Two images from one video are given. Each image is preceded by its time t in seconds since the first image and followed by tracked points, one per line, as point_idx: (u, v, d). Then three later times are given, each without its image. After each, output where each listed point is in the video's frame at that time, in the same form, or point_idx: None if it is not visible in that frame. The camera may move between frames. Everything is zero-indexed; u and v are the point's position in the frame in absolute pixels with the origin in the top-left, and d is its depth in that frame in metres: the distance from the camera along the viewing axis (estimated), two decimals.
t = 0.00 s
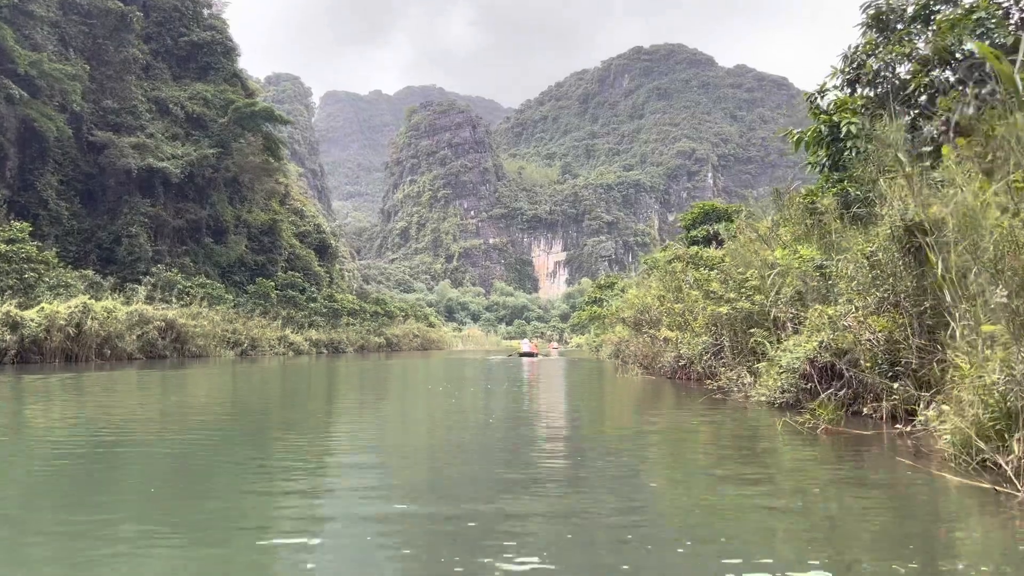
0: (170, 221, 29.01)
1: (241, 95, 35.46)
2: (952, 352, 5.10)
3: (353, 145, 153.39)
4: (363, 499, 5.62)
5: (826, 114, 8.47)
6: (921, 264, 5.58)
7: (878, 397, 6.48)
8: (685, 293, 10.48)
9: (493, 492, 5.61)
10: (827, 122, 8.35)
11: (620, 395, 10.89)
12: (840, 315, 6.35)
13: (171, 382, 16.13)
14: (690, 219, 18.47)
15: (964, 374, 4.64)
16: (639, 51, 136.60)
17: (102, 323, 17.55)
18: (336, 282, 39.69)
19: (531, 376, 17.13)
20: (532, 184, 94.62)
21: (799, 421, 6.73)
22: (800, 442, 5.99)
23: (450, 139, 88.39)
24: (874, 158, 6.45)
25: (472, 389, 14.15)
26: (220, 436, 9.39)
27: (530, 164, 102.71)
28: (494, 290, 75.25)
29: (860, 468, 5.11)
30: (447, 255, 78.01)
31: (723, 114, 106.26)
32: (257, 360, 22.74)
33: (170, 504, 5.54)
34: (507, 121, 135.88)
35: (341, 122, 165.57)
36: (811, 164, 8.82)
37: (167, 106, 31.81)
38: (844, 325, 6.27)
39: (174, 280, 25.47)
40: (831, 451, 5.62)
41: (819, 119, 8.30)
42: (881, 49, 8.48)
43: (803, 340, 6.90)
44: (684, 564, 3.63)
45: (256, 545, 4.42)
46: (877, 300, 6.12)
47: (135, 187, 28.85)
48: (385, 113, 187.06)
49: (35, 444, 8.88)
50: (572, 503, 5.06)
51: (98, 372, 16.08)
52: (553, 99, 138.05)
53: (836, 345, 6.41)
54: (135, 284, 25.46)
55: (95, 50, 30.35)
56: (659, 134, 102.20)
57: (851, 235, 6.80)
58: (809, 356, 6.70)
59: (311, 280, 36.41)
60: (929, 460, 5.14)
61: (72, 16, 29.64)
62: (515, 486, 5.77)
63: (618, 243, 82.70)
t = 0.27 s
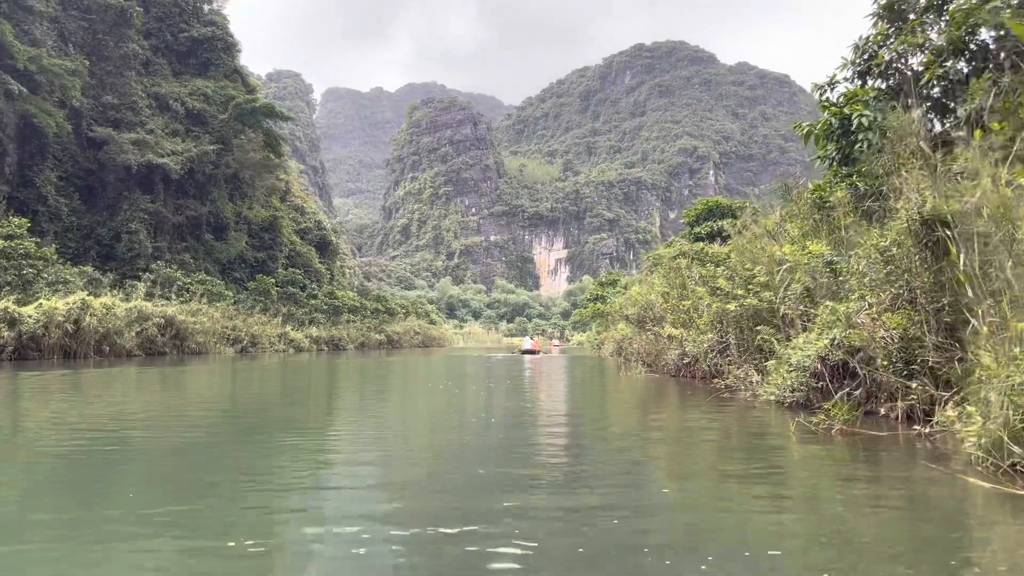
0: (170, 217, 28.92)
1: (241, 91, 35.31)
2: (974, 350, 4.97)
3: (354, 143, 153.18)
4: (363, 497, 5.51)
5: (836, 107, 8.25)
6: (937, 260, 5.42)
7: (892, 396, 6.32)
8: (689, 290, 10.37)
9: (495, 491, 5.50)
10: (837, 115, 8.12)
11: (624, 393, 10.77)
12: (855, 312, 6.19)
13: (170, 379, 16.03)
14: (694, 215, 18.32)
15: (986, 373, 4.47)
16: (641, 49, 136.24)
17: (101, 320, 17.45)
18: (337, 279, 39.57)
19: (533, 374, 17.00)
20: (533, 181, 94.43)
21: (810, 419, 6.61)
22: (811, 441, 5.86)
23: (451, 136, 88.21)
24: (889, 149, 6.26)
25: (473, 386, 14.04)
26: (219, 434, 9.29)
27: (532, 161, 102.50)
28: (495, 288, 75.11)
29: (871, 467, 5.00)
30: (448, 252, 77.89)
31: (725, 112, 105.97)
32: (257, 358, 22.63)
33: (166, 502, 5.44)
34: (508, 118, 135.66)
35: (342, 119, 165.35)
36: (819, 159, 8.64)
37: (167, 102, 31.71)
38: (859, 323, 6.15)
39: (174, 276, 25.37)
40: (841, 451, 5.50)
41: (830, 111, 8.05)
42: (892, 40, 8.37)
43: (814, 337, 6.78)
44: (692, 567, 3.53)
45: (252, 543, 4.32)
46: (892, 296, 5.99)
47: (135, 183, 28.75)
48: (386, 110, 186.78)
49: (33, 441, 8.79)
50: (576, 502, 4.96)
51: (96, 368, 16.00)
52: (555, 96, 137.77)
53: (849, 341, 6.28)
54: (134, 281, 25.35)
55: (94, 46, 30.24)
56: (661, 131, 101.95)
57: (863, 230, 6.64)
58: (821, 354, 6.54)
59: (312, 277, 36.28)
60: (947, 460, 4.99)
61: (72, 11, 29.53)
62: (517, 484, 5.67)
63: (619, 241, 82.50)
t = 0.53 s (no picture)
0: (170, 214, 28.82)
1: (241, 87, 35.17)
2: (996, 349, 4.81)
3: (355, 140, 152.93)
4: (363, 494, 5.43)
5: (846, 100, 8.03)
6: (954, 257, 5.34)
7: (907, 396, 6.22)
8: (694, 287, 10.27)
9: (498, 488, 5.41)
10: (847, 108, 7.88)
11: (626, 391, 10.65)
12: (867, 309, 6.08)
13: (170, 377, 15.94)
14: (698, 212, 18.17)
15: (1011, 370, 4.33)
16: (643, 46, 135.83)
17: (99, 316, 17.34)
18: (337, 276, 39.43)
19: (534, 371, 16.87)
20: (534, 178, 94.21)
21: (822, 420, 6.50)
22: (820, 439, 5.76)
23: (452, 133, 88.05)
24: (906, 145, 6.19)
25: (474, 384, 13.94)
26: (219, 431, 9.19)
27: (533, 158, 102.29)
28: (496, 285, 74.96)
29: (881, 466, 4.90)
30: (449, 250, 77.78)
31: (727, 109, 105.67)
32: (256, 355, 22.49)
33: (164, 498, 5.36)
34: (509, 116, 135.38)
35: (343, 116, 165.19)
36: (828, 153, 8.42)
37: (166, 98, 31.60)
38: (871, 320, 6.01)
39: (173, 273, 25.27)
40: (849, 450, 5.40)
41: (840, 104, 7.81)
42: (904, 32, 8.16)
43: (826, 336, 6.64)
44: (701, 567, 3.45)
45: (250, 541, 4.24)
46: (907, 293, 5.86)
47: (135, 180, 28.63)
48: (387, 107, 186.39)
49: (31, 438, 8.71)
50: (580, 501, 4.87)
51: (95, 365, 15.90)
52: (556, 94, 137.40)
53: (862, 340, 6.13)
54: (134, 278, 25.24)
55: (94, 42, 30.12)
56: (663, 128, 101.66)
57: (875, 226, 6.53)
58: (832, 353, 6.43)
59: (312, 274, 36.14)
60: (964, 461, 4.88)
61: (71, 7, 29.41)
62: (521, 482, 5.58)
63: (620, 238, 82.33)
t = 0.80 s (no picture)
0: (169, 212, 28.71)
1: (241, 84, 35.03)
2: None
3: (355, 138, 152.70)
4: (364, 492, 5.34)
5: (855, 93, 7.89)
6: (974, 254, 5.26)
7: (923, 396, 5.99)
8: (698, 285, 10.19)
9: (501, 487, 5.32)
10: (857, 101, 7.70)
11: (629, 390, 10.52)
12: (880, 307, 5.95)
13: (168, 375, 15.83)
14: (700, 209, 18.05)
15: None
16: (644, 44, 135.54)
17: (97, 314, 17.24)
18: (337, 274, 39.32)
19: (536, 370, 16.74)
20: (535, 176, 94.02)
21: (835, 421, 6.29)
22: (831, 440, 5.62)
23: (453, 131, 87.89)
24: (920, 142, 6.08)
25: (475, 382, 13.84)
26: (218, 429, 9.08)
27: (533, 156, 102.09)
28: (496, 284, 74.83)
29: (895, 467, 4.79)
30: (449, 248, 77.67)
31: (728, 107, 105.47)
32: (256, 353, 22.37)
33: (161, 496, 5.27)
34: (510, 113, 135.13)
35: (343, 114, 164.96)
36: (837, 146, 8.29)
37: (166, 95, 31.48)
38: (884, 319, 5.83)
39: (173, 271, 25.17)
40: (860, 450, 5.28)
41: (850, 97, 7.71)
42: (916, 22, 8.05)
43: (837, 334, 6.48)
44: (711, 568, 3.36)
45: (248, 539, 4.15)
46: (921, 289, 5.76)
47: (134, 177, 28.50)
48: (388, 105, 186.09)
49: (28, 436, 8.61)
50: (585, 500, 4.78)
51: (93, 363, 15.79)
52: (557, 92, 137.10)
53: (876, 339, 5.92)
54: (133, 275, 25.13)
55: (93, 38, 30.01)
56: (664, 126, 101.45)
57: (888, 223, 6.46)
58: (844, 352, 6.28)
59: (312, 271, 36.02)
60: (982, 462, 4.76)
61: (70, 3, 29.28)
62: (524, 481, 5.48)
63: (621, 237, 82.19)
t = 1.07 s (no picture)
0: (169, 210, 28.61)
1: (240, 82, 34.92)
2: None
3: (356, 137, 152.50)
4: (364, 491, 5.26)
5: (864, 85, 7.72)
6: (990, 250, 5.14)
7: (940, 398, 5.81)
8: (702, 283, 10.11)
9: (505, 486, 5.26)
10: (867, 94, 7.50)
11: (631, 389, 10.42)
12: (891, 306, 5.83)
13: (167, 373, 15.73)
14: (702, 206, 17.93)
15: None
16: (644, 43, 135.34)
17: (95, 313, 17.14)
18: (336, 273, 39.20)
19: (536, 369, 16.64)
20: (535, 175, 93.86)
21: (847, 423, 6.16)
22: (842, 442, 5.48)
23: (453, 129, 87.76)
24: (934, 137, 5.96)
25: (475, 381, 13.75)
26: (217, 428, 8.99)
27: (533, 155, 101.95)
28: (496, 282, 74.71)
29: (907, 469, 4.69)
30: (449, 247, 77.62)
31: (728, 106, 105.31)
32: (255, 352, 22.25)
33: (160, 495, 5.20)
34: (510, 112, 134.93)
35: (343, 113, 164.78)
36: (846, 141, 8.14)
37: (165, 93, 31.39)
38: (895, 318, 5.72)
39: (172, 269, 25.04)
40: (868, 452, 5.21)
41: (860, 90, 7.50)
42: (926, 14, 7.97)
43: (847, 334, 6.34)
44: (721, 568, 3.28)
45: (248, 537, 4.09)
46: (936, 286, 5.62)
47: (133, 175, 28.38)
48: (388, 104, 185.86)
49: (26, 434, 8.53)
50: (593, 499, 4.71)
51: (90, 362, 15.69)
52: (557, 90, 136.86)
53: (889, 338, 5.80)
54: (131, 273, 25.03)
55: (92, 36, 29.91)
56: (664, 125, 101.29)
57: (899, 219, 6.39)
58: (855, 350, 6.14)
59: (312, 270, 35.90)
60: (998, 464, 4.65)
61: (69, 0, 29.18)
62: (528, 481, 5.41)
63: (621, 236, 82.06)
